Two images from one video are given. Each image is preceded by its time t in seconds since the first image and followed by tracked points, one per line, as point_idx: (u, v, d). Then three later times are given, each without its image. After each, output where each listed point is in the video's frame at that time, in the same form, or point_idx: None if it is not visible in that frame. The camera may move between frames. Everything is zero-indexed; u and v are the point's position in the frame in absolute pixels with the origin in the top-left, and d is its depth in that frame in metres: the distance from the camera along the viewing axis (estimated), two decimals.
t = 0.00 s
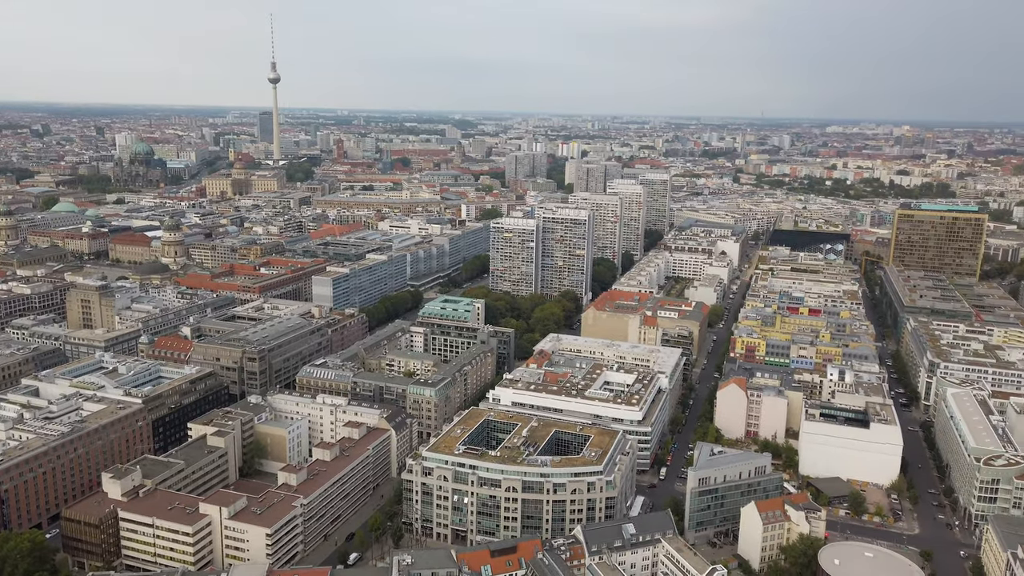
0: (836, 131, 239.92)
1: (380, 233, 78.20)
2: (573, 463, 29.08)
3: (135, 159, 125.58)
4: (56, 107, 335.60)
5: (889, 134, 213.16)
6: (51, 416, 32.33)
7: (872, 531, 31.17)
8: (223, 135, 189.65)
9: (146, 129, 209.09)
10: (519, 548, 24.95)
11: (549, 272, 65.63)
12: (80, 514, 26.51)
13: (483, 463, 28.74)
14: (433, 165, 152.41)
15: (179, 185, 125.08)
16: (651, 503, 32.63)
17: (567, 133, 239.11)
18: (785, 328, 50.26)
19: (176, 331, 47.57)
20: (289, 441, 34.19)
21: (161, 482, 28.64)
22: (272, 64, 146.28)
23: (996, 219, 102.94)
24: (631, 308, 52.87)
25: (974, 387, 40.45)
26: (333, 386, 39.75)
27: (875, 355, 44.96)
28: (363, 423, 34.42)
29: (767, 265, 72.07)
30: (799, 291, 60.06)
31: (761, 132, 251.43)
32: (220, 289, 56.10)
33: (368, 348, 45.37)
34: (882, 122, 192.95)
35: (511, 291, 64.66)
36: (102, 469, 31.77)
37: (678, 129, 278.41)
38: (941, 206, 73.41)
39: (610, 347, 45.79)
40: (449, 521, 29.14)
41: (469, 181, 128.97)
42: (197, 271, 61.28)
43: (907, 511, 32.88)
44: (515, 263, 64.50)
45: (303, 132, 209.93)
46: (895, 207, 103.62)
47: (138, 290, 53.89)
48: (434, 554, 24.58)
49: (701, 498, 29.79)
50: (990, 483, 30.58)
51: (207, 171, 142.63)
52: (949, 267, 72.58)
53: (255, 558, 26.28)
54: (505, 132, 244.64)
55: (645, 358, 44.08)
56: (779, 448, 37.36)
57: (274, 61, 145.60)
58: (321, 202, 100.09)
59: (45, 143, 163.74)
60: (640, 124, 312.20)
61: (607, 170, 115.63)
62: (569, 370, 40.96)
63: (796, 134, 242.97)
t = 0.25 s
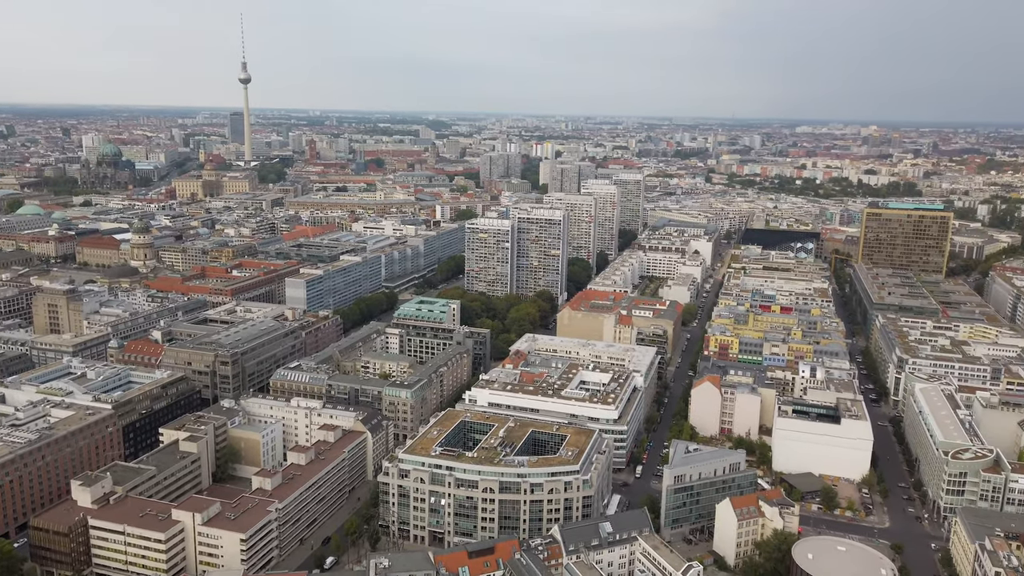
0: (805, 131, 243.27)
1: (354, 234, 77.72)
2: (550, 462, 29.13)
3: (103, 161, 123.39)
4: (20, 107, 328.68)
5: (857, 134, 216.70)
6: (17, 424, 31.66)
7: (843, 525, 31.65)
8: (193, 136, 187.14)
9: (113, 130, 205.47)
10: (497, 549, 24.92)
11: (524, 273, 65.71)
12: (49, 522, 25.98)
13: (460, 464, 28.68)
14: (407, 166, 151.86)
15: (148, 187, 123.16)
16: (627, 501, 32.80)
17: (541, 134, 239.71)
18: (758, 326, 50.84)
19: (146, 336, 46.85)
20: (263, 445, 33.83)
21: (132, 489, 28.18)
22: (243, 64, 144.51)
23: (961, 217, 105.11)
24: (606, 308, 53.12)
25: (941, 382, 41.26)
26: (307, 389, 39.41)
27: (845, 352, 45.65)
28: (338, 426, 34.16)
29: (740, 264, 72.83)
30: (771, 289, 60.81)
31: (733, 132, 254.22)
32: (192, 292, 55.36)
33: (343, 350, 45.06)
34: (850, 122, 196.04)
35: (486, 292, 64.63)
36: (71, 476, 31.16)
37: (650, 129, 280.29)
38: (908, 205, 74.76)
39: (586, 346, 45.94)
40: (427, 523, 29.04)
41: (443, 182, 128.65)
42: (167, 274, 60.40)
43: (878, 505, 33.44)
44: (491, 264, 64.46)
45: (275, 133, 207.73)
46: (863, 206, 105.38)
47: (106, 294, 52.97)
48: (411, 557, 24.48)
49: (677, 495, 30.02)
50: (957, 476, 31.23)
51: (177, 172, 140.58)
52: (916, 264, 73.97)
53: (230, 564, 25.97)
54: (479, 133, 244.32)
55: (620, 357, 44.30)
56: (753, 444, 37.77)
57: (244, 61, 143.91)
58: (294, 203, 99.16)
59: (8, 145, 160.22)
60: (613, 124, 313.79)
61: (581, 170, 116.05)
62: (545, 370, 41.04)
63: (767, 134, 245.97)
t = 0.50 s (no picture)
0: (777, 131, 246.16)
1: (329, 235, 77.16)
2: (528, 463, 29.14)
3: (71, 162, 121.18)
4: None
5: (827, 134, 219.85)
6: None
7: (818, 520, 32.08)
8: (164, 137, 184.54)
9: (81, 130, 201.91)
10: (475, 550, 24.86)
11: (501, 273, 65.71)
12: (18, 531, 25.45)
13: (438, 466, 28.60)
14: (382, 167, 151.16)
15: (118, 189, 121.19)
16: (605, 500, 32.94)
17: (516, 134, 240.06)
18: (733, 324, 51.29)
19: (118, 340, 46.10)
20: (238, 450, 33.44)
21: (104, 495, 27.70)
22: (215, 64, 142.69)
23: (929, 216, 107.06)
24: (582, 308, 53.29)
25: (912, 378, 41.98)
26: (283, 393, 39.02)
27: (818, 349, 46.21)
28: (315, 429, 33.87)
29: (714, 263, 73.47)
30: (745, 288, 61.44)
31: (706, 133, 256.59)
32: (164, 295, 54.61)
33: (319, 353, 44.71)
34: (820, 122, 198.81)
35: (463, 292, 64.50)
36: (40, 484, 30.54)
37: (625, 130, 281.70)
38: (877, 204, 75.97)
39: (563, 346, 46.04)
40: (405, 525, 28.90)
41: (418, 183, 128.22)
42: (138, 277, 59.49)
43: (851, 500, 33.94)
44: (467, 264, 64.35)
45: (248, 133, 205.53)
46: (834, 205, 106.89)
47: (76, 298, 52.05)
48: (389, 560, 24.35)
49: (654, 493, 30.20)
50: (928, 470, 31.77)
51: (147, 174, 138.52)
52: (886, 262, 75.16)
53: (205, 570, 25.63)
54: (454, 133, 243.80)
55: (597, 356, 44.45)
56: (729, 442, 38.10)
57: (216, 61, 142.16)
58: (268, 205, 98.19)
59: None
60: (588, 125, 314.93)
61: (557, 171, 116.31)
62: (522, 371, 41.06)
63: (740, 134, 248.52)
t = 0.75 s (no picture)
0: (751, 132, 248.42)
1: (305, 237, 76.54)
2: (507, 463, 29.14)
3: (39, 164, 118.86)
4: None
5: (800, 135, 222.70)
6: None
7: (794, 516, 32.45)
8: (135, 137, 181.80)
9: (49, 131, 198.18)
10: (455, 552, 24.81)
11: (479, 274, 65.64)
12: None
13: (417, 468, 28.49)
14: (358, 168, 150.29)
15: (88, 190, 119.11)
16: (584, 500, 33.05)
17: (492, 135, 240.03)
18: (709, 323, 51.74)
19: (89, 343, 45.32)
20: (215, 454, 33.03)
21: (77, 502, 27.21)
22: (187, 64, 140.81)
23: (899, 215, 108.86)
24: (560, 308, 53.41)
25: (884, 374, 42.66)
26: (259, 396, 38.65)
27: (792, 347, 46.72)
28: (292, 432, 33.58)
29: (690, 263, 74.03)
30: (721, 287, 61.98)
31: (681, 133, 258.63)
32: (136, 298, 53.80)
33: (296, 355, 44.33)
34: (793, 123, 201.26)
35: (441, 293, 64.32)
36: (11, 491, 29.91)
37: (601, 130, 282.67)
38: (849, 203, 77.08)
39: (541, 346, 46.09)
40: (384, 528, 28.76)
41: (395, 183, 127.64)
42: (110, 280, 58.53)
43: (826, 495, 34.39)
44: (445, 265, 64.17)
45: (221, 134, 203.15)
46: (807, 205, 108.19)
47: (46, 301, 51.09)
48: (368, 563, 24.21)
49: (633, 492, 30.34)
50: (901, 465, 32.30)
51: (118, 175, 136.28)
52: (858, 261, 76.27)
53: None
54: (430, 134, 243.07)
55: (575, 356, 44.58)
56: (706, 440, 38.42)
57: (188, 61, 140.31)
58: (242, 206, 97.11)
59: None
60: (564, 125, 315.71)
61: (533, 171, 116.42)
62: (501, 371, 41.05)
63: (714, 134, 250.69)
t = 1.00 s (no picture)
0: (729, 132, 250.37)
1: (284, 238, 75.98)
2: (489, 463, 29.14)
3: (11, 164, 116.79)
4: None
5: (776, 135, 224.93)
6: None
7: (774, 513, 32.76)
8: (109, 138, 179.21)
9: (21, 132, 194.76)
10: (438, 553, 24.77)
11: (460, 274, 65.55)
12: None
13: (398, 469, 28.38)
14: (338, 168, 149.45)
15: (62, 192, 117.32)
16: (566, 499, 33.10)
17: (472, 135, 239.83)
18: (689, 322, 52.08)
19: (64, 347, 44.65)
20: (193, 458, 32.69)
21: (52, 508, 26.79)
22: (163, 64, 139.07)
23: (874, 214, 110.28)
24: (541, 308, 53.47)
25: (861, 372, 43.20)
26: (238, 399, 38.35)
27: (771, 345, 47.12)
28: (272, 435, 33.31)
29: (670, 262, 74.44)
30: (701, 286, 62.40)
31: (660, 133, 260.12)
32: (112, 300, 53.09)
33: (275, 357, 43.98)
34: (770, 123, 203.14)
35: (421, 294, 64.13)
36: None
37: (581, 131, 283.37)
38: (826, 203, 77.97)
39: (522, 346, 46.10)
40: (365, 530, 28.60)
41: (375, 184, 127.06)
42: (85, 283, 57.70)
43: (805, 492, 34.75)
44: (426, 266, 63.97)
45: (198, 135, 201.04)
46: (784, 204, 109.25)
47: (19, 304, 50.27)
48: (350, 565, 24.06)
49: (615, 491, 30.43)
50: (877, 461, 32.74)
51: (93, 176, 134.35)
52: (835, 260, 77.15)
53: None
54: (409, 134, 242.31)
55: (557, 356, 44.65)
56: (687, 438, 38.67)
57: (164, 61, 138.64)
58: (220, 207, 96.17)
59: None
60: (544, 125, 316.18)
61: (514, 172, 116.43)
62: (482, 371, 41.01)
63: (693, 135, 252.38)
